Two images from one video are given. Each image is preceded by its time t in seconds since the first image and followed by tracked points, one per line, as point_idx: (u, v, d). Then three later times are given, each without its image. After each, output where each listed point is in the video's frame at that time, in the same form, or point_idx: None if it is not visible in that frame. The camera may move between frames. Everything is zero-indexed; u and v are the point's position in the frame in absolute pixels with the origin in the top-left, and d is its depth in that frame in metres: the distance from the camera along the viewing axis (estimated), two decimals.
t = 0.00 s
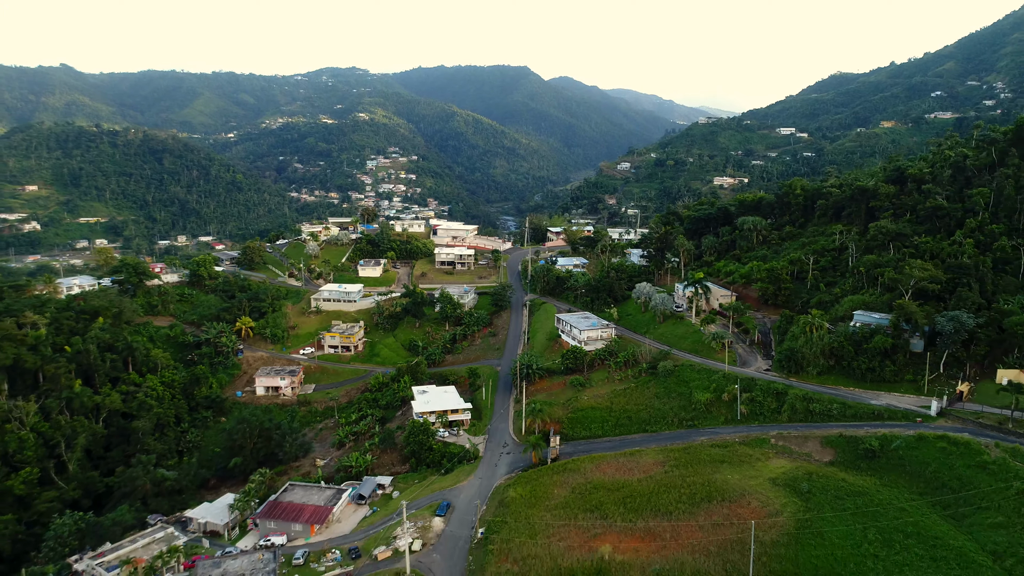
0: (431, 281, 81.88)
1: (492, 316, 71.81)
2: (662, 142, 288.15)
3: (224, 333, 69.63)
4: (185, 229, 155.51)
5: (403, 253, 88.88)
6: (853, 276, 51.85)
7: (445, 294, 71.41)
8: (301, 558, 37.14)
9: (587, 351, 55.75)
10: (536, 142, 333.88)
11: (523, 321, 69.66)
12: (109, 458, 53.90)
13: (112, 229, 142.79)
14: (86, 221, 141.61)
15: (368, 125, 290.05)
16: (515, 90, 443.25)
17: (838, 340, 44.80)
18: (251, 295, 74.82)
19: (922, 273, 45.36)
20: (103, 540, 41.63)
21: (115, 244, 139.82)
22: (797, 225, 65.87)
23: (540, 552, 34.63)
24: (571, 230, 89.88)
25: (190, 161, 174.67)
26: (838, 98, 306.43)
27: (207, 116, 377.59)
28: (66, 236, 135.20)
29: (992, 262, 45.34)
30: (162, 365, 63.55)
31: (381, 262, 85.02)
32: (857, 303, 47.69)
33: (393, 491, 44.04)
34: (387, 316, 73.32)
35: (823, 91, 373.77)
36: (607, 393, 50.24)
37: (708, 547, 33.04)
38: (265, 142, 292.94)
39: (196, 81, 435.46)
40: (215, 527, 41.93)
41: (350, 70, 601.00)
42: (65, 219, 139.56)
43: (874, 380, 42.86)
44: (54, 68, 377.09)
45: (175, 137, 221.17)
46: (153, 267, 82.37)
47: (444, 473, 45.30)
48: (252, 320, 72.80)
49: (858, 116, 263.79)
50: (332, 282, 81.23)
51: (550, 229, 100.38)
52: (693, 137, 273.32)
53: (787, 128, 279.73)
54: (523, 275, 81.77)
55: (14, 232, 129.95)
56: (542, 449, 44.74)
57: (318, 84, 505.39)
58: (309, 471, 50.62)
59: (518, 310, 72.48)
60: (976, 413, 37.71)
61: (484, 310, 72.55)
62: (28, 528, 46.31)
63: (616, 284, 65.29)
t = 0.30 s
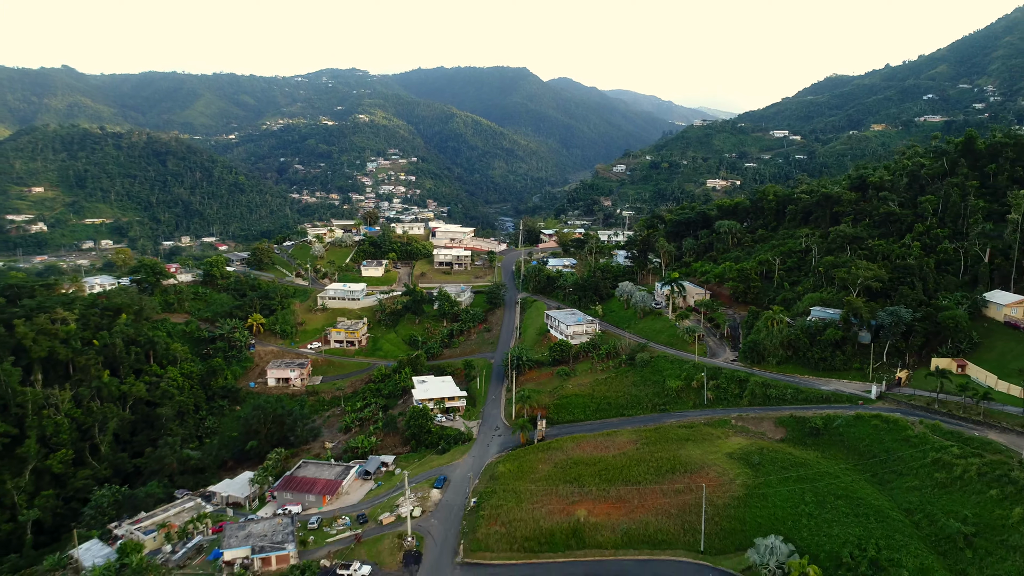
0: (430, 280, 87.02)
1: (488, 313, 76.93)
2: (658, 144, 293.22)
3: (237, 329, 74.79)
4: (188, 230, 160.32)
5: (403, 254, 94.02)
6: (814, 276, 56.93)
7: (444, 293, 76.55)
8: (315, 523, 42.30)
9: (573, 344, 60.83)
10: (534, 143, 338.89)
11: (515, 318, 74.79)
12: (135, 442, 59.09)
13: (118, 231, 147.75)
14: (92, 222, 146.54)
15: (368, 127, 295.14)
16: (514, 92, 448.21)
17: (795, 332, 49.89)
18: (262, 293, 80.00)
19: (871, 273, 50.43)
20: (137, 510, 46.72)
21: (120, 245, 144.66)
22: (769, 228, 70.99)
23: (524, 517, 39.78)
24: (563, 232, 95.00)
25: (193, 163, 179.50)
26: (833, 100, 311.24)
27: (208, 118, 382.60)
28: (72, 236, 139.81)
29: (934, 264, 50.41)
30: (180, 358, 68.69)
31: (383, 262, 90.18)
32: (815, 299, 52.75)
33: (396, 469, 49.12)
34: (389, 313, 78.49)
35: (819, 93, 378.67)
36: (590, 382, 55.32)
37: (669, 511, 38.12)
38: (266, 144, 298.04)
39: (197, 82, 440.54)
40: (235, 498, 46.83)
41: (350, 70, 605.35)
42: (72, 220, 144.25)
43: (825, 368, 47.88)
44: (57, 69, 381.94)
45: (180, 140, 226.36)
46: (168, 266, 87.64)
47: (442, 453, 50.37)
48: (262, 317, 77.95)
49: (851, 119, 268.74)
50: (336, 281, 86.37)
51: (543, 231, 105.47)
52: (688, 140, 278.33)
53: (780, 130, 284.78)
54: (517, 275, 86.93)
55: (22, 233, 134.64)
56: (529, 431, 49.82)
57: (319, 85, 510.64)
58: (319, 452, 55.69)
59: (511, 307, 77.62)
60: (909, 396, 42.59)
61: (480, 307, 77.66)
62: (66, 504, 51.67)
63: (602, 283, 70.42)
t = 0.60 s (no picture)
0: (428, 279, 92.20)
1: (483, 310, 82.07)
2: (654, 146, 298.15)
3: (248, 323, 79.92)
4: (192, 231, 165.20)
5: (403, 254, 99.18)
6: (781, 274, 62.01)
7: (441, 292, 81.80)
8: (325, 495, 47.40)
9: (560, 338, 65.88)
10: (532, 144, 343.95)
11: (509, 314, 79.99)
12: (157, 427, 64.27)
13: (122, 231, 152.64)
14: (97, 223, 151.50)
15: (368, 128, 300.30)
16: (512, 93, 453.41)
17: (759, 326, 54.93)
18: (271, 292, 85.19)
19: (829, 273, 55.51)
20: (164, 486, 51.90)
21: (125, 246, 149.75)
22: (745, 231, 76.08)
23: (511, 488, 44.91)
24: (555, 235, 100.05)
25: (196, 165, 184.46)
26: (827, 103, 315.90)
27: (209, 119, 387.89)
28: (79, 237, 144.89)
29: (887, 264, 55.50)
30: (196, 351, 73.88)
31: (384, 262, 95.34)
32: (780, 296, 57.85)
33: (397, 450, 54.22)
34: (390, 311, 83.71)
35: (816, 95, 383.31)
36: (574, 372, 60.39)
37: (639, 483, 43.20)
38: (268, 145, 303.18)
39: (198, 83, 445.84)
40: (252, 475, 51.76)
41: (351, 71, 610.33)
42: (79, 221, 149.30)
43: (785, 358, 52.98)
44: (59, 70, 387.06)
45: (183, 142, 231.55)
46: (182, 266, 92.88)
47: (439, 435, 55.48)
48: (271, 313, 83.14)
49: (844, 121, 273.49)
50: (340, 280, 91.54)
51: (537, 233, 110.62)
52: (683, 142, 283.22)
53: (775, 133, 289.58)
54: (511, 275, 92.04)
55: (31, 233, 139.72)
56: (518, 416, 54.90)
57: (319, 86, 515.82)
58: (326, 436, 60.76)
59: (504, 306, 82.80)
60: (856, 382, 47.63)
61: (476, 305, 82.85)
62: (96, 481, 56.86)
63: (589, 282, 75.58)
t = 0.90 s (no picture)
0: (427, 278, 97.36)
1: (478, 307, 87.19)
2: (650, 148, 303.14)
3: (258, 319, 85.03)
4: (195, 231, 170.08)
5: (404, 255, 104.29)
6: (754, 273, 67.11)
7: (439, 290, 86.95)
8: (334, 472, 52.52)
9: (550, 332, 70.94)
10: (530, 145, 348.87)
11: (503, 311, 85.11)
12: (176, 415, 69.31)
13: (127, 231, 157.60)
14: (102, 224, 156.40)
15: (368, 129, 305.27)
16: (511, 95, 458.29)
17: (730, 321, 60.04)
18: (279, 290, 90.27)
19: (794, 273, 60.55)
20: (186, 466, 56.99)
21: (129, 246, 154.64)
22: (725, 233, 81.15)
23: (501, 465, 49.97)
24: (548, 237, 105.18)
25: (199, 167, 189.32)
26: (822, 105, 320.82)
27: (210, 120, 392.76)
28: (84, 237, 149.77)
29: (848, 264, 60.53)
30: (210, 345, 78.94)
31: (385, 262, 100.49)
32: (750, 293, 62.93)
33: (398, 434, 59.31)
34: (391, 308, 88.83)
35: (812, 97, 387.93)
36: (562, 363, 65.47)
37: (615, 459, 48.25)
38: (268, 145, 308.07)
39: (198, 84, 450.85)
40: (267, 455, 56.78)
41: (351, 72, 615.07)
42: (84, 221, 154.18)
43: (753, 349, 58.07)
44: (61, 71, 391.64)
45: (187, 144, 236.54)
46: (194, 266, 97.99)
47: (437, 420, 60.56)
48: (279, 310, 88.24)
49: (838, 123, 278.25)
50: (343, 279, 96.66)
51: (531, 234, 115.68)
52: (679, 144, 288.15)
53: (769, 134, 294.49)
54: (505, 274, 97.17)
55: (38, 233, 144.44)
56: (509, 403, 59.99)
57: (319, 87, 520.79)
58: (333, 423, 65.78)
59: (499, 303, 87.93)
60: (813, 370, 52.74)
61: (472, 302, 88.00)
62: (122, 464, 61.90)
63: (578, 281, 80.70)
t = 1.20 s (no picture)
0: (426, 279, 102.54)
1: (474, 306, 92.35)
2: (647, 150, 308.01)
3: (266, 317, 90.22)
4: (197, 232, 175.02)
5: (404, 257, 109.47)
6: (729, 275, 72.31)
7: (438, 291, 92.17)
8: (341, 457, 57.72)
9: (541, 330, 76.09)
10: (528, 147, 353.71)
11: (498, 310, 90.33)
12: (192, 407, 74.48)
13: (131, 232, 162.63)
14: (107, 225, 161.38)
15: (367, 131, 310.32)
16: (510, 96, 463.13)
17: (705, 319, 65.23)
18: (286, 290, 95.43)
19: (765, 275, 65.65)
20: (205, 452, 62.18)
21: (134, 246, 159.53)
22: (706, 237, 86.29)
23: (493, 449, 55.12)
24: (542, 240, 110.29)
25: (202, 169, 194.19)
26: (817, 107, 325.66)
27: (210, 120, 397.66)
28: (89, 238, 154.75)
29: (814, 267, 65.70)
30: (222, 342, 84.12)
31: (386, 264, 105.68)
32: (725, 293, 68.12)
33: (400, 423, 64.49)
34: (392, 307, 94.04)
35: (809, 99, 392.35)
36: (551, 358, 70.65)
37: (596, 444, 53.43)
38: (269, 146, 313.11)
39: (198, 85, 456.04)
40: (279, 442, 61.95)
41: (351, 73, 620.85)
42: (89, 223, 159.14)
43: (726, 345, 63.25)
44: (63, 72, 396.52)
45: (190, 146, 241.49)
46: (204, 268, 103.19)
47: (435, 411, 65.75)
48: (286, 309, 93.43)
49: (832, 125, 282.98)
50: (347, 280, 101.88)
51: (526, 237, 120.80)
52: (674, 146, 293.08)
53: (763, 137, 299.42)
54: (500, 275, 102.35)
55: (44, 234, 149.25)
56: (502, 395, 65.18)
57: (318, 88, 525.97)
58: (339, 414, 70.97)
59: (494, 303, 93.14)
60: (777, 364, 57.98)
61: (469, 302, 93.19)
62: (144, 451, 67.07)
63: (568, 282, 85.87)
